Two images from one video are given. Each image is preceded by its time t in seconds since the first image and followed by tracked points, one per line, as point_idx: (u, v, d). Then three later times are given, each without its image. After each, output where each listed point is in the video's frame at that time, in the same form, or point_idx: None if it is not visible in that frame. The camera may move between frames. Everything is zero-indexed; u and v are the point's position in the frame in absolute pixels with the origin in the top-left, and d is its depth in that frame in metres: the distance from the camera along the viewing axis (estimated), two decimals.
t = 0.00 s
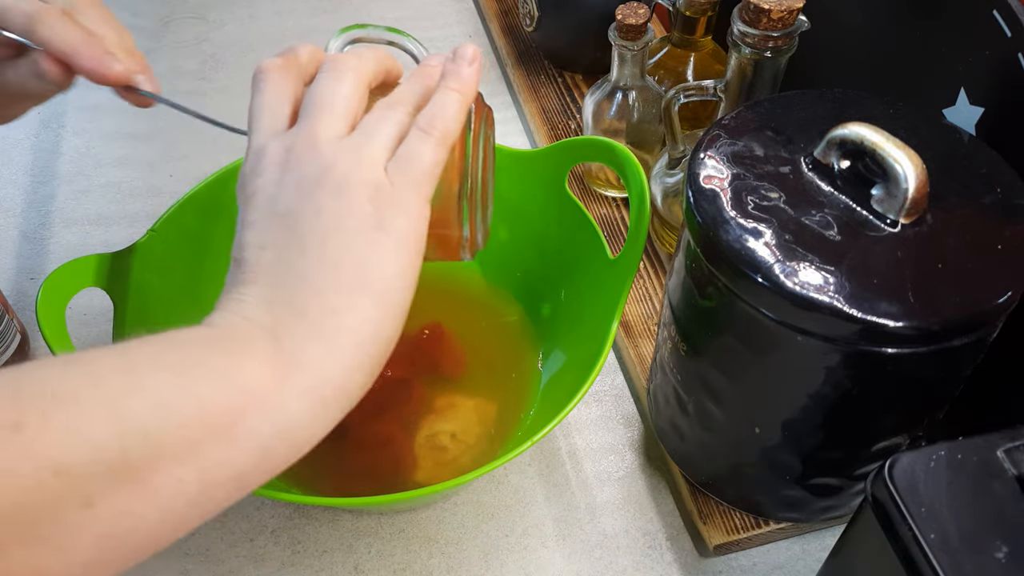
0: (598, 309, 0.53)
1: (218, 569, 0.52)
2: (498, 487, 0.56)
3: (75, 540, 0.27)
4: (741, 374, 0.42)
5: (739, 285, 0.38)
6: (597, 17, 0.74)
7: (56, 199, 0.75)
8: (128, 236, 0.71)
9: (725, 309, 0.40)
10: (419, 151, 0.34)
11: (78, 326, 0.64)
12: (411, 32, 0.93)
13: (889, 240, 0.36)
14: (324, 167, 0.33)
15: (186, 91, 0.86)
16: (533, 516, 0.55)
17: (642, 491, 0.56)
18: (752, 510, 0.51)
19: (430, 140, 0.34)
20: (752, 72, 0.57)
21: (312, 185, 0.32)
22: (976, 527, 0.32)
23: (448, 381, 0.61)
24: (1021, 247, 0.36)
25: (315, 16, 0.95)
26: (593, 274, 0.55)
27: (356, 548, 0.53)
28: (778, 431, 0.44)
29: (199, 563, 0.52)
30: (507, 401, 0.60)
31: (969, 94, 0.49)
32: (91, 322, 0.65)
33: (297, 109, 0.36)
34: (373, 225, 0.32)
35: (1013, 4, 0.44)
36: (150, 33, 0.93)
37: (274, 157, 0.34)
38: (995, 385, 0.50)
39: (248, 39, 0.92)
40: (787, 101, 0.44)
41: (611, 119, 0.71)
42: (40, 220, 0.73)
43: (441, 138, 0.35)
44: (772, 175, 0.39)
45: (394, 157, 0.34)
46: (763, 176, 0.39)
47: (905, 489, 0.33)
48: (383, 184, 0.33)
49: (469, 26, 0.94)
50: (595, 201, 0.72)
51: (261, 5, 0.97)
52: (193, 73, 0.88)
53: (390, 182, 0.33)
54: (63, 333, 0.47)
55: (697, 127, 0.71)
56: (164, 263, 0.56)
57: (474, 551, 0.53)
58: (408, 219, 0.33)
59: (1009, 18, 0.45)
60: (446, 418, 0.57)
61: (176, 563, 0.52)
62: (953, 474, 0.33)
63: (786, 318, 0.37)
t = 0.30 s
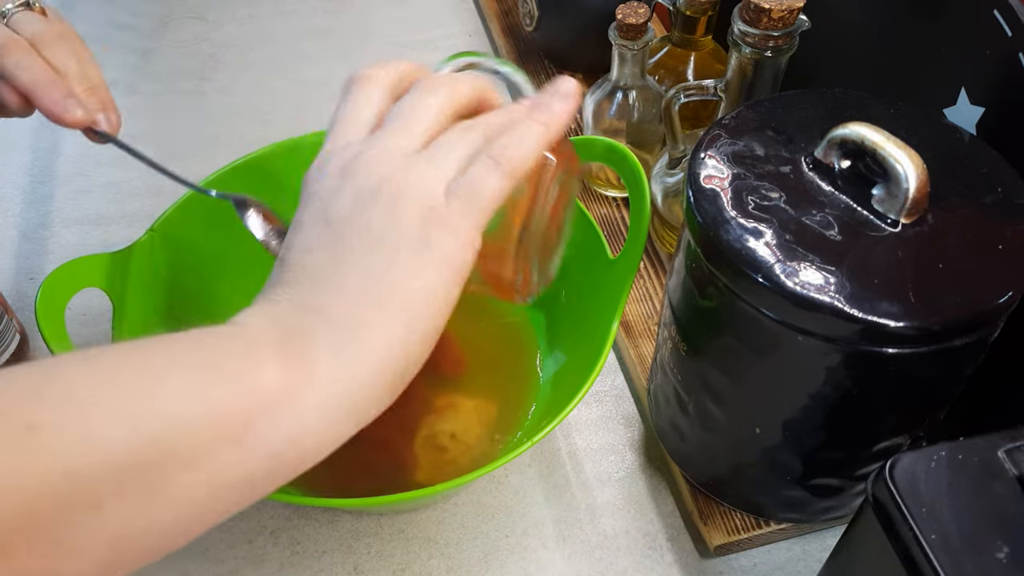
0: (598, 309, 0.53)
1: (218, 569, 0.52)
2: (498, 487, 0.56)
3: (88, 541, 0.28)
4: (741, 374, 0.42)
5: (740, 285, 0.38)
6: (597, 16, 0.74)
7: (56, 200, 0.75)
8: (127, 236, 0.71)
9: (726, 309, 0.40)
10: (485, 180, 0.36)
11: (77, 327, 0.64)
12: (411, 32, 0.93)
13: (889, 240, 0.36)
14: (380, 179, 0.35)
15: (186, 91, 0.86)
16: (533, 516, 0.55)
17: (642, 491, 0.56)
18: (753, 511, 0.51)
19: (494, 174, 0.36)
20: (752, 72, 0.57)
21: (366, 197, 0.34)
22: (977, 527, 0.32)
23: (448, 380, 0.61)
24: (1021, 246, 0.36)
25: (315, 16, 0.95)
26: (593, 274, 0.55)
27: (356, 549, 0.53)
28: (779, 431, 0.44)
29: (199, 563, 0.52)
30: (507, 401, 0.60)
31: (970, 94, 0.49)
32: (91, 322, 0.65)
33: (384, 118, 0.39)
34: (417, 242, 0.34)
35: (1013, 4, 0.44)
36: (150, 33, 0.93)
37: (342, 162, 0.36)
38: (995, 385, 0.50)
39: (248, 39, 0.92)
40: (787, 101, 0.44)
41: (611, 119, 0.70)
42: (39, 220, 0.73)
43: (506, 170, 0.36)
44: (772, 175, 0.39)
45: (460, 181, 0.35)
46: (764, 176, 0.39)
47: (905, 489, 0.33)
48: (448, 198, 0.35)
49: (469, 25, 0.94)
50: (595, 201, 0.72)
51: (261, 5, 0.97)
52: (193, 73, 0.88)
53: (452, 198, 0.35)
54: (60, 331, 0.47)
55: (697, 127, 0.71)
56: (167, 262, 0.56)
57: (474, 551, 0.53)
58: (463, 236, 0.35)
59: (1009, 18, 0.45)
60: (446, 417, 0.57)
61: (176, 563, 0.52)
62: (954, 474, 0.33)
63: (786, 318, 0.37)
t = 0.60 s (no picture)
0: (597, 309, 0.53)
1: (217, 569, 0.52)
2: (498, 487, 0.56)
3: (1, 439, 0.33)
4: (741, 374, 0.42)
5: (739, 284, 0.38)
6: (597, 16, 0.74)
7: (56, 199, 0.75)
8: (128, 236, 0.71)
9: (725, 309, 0.40)
10: (260, 206, 0.33)
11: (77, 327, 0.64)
12: (411, 32, 0.93)
13: (889, 240, 0.36)
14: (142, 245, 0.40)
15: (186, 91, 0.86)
16: (533, 516, 0.55)
17: (642, 491, 0.56)
18: (752, 510, 0.51)
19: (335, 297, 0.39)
20: (752, 73, 0.57)
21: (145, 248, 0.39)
22: (976, 527, 0.32)
23: (448, 381, 0.61)
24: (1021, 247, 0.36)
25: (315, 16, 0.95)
26: (593, 274, 0.55)
27: (356, 548, 0.53)
28: (778, 431, 0.44)
29: (199, 563, 0.52)
30: (508, 401, 0.60)
31: (969, 94, 0.49)
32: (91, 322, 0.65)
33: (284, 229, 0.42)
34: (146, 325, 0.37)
35: (1013, 5, 0.44)
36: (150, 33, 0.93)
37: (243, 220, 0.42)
38: (995, 385, 0.50)
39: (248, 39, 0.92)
40: (787, 101, 0.44)
41: (611, 119, 0.71)
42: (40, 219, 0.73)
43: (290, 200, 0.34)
44: (772, 176, 0.39)
45: (227, 110, 0.31)
46: (764, 176, 0.39)
47: (905, 489, 0.33)
48: (172, 313, 0.38)
49: (469, 26, 0.94)
50: (595, 201, 0.72)
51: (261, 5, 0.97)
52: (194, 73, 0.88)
53: (167, 310, 0.39)
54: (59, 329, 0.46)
55: (697, 127, 0.71)
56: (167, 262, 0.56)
57: (474, 551, 0.53)
58: (158, 363, 0.34)
59: (1009, 19, 0.45)
60: (445, 417, 0.57)
61: (176, 563, 0.52)
62: (954, 474, 0.33)
63: (786, 318, 0.37)
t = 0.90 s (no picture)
0: (598, 309, 0.53)
1: (217, 569, 0.52)
2: (498, 487, 0.56)
3: None
4: (740, 375, 0.42)
5: (739, 284, 0.38)
6: (597, 16, 0.74)
7: (57, 200, 0.75)
8: (128, 236, 0.71)
9: (725, 309, 0.40)
10: None
11: (77, 328, 0.64)
12: (411, 32, 0.93)
13: (889, 240, 0.36)
14: None
15: (187, 90, 0.86)
16: (533, 516, 0.55)
17: (642, 491, 0.56)
18: (752, 510, 0.51)
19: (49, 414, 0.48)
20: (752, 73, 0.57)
21: None
22: (976, 527, 0.32)
23: (448, 381, 0.61)
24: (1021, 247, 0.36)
25: (315, 16, 0.95)
26: (593, 275, 0.55)
27: (356, 548, 0.53)
28: (778, 431, 0.44)
29: (199, 563, 0.52)
30: (508, 401, 0.60)
31: (970, 94, 0.49)
32: (91, 323, 0.65)
33: None
34: None
35: (1013, 4, 0.44)
36: (150, 33, 0.93)
37: None
38: (995, 385, 0.50)
39: (248, 39, 0.92)
40: (787, 101, 0.44)
41: (611, 119, 0.71)
42: (40, 219, 0.73)
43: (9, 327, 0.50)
44: (772, 176, 0.39)
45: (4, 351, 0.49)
46: (764, 176, 0.39)
47: (905, 488, 0.33)
48: None
49: (470, 25, 0.94)
50: (595, 201, 0.72)
51: (261, 5, 0.97)
52: (193, 73, 0.88)
53: None
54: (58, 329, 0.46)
55: (697, 127, 0.71)
56: (165, 261, 0.56)
57: (474, 551, 0.53)
58: None
59: (1009, 18, 0.45)
60: (445, 418, 0.57)
61: (176, 563, 0.52)
62: (954, 474, 0.33)
63: (785, 318, 0.37)
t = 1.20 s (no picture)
0: (597, 309, 0.53)
1: (218, 569, 0.52)
2: (498, 487, 0.56)
3: None
4: (740, 374, 0.42)
5: (739, 284, 0.38)
6: (597, 16, 0.74)
7: (57, 199, 0.75)
8: (129, 236, 0.71)
9: (725, 309, 0.40)
10: None
11: (77, 327, 0.64)
12: (411, 33, 0.93)
13: (889, 240, 0.36)
14: None
15: (187, 91, 0.86)
16: (533, 516, 0.55)
17: (642, 491, 0.56)
18: (752, 510, 0.51)
19: None
20: (752, 73, 0.57)
21: None
22: (976, 527, 0.32)
23: (447, 381, 0.61)
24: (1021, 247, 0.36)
25: (315, 16, 0.95)
26: (593, 275, 0.55)
27: (356, 548, 0.53)
28: (778, 431, 0.44)
29: (199, 563, 0.52)
30: (508, 401, 0.60)
31: (970, 94, 0.49)
32: (91, 322, 0.65)
33: None
34: None
35: (1013, 4, 0.44)
36: (150, 33, 0.93)
37: None
38: (995, 385, 0.50)
39: (248, 39, 0.92)
40: (787, 101, 0.44)
41: (611, 119, 0.71)
42: (40, 219, 0.73)
43: None
44: (772, 175, 0.39)
45: None
46: (764, 176, 0.39)
47: (905, 488, 0.33)
48: None
49: (470, 26, 0.94)
50: (595, 201, 0.72)
51: (261, 5, 0.97)
52: (193, 73, 0.88)
53: None
54: (59, 330, 0.46)
55: (697, 127, 0.71)
56: (165, 262, 0.56)
57: (474, 551, 0.53)
58: None
59: (1009, 18, 0.45)
60: (445, 418, 0.57)
61: (176, 563, 0.52)
62: (954, 474, 0.33)
63: (785, 318, 0.37)
